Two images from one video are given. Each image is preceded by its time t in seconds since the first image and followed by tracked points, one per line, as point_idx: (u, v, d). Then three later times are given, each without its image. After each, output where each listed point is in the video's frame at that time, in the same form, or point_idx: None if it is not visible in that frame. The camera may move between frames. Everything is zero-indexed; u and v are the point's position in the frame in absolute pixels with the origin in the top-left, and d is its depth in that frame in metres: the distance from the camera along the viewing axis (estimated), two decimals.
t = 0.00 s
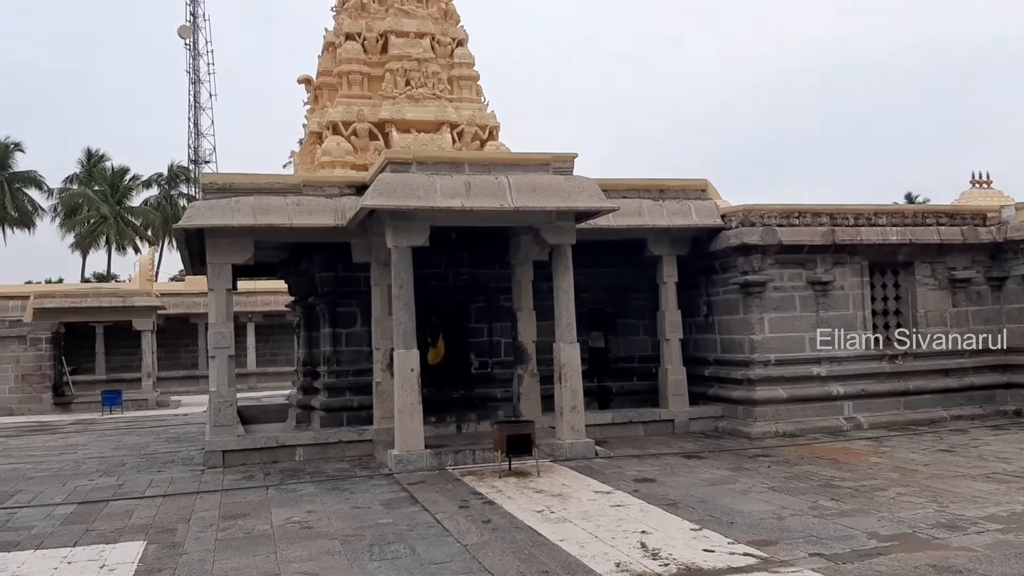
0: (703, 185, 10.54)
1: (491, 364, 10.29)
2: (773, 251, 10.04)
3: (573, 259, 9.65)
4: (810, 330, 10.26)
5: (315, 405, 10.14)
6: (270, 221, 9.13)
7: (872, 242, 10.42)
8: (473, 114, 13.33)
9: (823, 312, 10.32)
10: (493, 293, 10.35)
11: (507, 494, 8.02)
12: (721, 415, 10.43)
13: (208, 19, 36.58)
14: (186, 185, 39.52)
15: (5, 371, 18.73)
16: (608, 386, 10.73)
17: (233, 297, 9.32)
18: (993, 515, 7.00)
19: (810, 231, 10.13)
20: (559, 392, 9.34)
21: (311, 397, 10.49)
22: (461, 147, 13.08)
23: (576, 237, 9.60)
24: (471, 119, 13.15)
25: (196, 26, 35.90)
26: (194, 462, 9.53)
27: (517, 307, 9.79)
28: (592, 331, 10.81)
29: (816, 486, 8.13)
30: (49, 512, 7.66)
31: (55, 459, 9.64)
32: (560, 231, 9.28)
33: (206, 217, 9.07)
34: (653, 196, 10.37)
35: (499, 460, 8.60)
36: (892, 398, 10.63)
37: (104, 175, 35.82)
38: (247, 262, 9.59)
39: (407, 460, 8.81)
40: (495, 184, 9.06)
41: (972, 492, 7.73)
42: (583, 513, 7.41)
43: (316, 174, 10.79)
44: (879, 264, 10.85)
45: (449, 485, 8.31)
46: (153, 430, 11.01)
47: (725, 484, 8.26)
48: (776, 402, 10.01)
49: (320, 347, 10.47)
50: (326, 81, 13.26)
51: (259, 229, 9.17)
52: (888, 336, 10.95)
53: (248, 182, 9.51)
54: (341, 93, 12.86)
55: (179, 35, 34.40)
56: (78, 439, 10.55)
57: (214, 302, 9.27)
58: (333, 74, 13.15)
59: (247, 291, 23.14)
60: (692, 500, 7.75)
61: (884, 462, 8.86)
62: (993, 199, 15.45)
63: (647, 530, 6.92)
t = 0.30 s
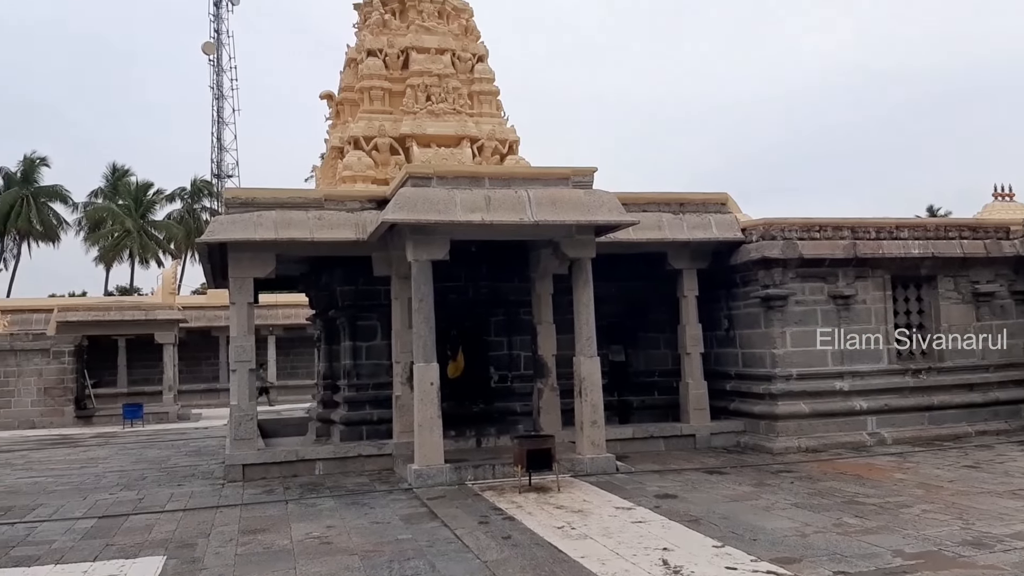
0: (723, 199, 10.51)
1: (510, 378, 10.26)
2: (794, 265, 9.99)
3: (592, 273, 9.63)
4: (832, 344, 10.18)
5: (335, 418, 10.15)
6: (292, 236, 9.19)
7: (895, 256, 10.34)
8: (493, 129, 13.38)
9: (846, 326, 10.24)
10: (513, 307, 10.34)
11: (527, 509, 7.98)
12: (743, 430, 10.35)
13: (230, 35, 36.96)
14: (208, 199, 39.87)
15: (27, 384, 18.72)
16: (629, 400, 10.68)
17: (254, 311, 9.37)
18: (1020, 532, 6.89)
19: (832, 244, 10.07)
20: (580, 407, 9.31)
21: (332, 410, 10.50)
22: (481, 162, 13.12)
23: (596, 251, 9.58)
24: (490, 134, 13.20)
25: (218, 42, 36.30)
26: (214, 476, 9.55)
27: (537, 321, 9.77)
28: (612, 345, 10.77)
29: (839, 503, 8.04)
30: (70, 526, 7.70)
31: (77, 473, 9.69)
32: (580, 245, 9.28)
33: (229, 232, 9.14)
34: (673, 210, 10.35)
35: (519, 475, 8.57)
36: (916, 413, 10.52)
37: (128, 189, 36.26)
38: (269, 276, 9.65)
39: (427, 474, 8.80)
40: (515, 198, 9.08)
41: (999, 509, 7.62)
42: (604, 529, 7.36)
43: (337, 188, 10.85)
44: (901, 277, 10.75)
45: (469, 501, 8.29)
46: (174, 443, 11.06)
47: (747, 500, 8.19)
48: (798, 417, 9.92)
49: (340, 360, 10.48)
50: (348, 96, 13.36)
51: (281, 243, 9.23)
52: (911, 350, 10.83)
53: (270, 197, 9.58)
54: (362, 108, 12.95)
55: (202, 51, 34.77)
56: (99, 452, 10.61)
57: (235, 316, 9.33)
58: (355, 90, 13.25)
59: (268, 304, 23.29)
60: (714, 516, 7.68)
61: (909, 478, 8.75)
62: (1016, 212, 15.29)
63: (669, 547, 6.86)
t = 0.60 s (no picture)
0: (742, 218, 10.50)
1: (528, 397, 10.24)
2: (813, 284, 9.95)
3: (611, 292, 9.63)
4: (852, 364, 10.10)
5: (353, 437, 10.15)
6: (312, 255, 9.26)
7: (914, 275, 10.28)
8: (511, 149, 13.43)
9: (866, 346, 10.16)
10: (531, 326, 10.34)
11: (545, 530, 7.94)
12: (763, 450, 10.27)
13: (250, 57, 37.41)
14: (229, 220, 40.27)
15: (49, 403, 18.86)
16: (648, 420, 10.63)
17: (274, 330, 9.42)
18: None
19: (851, 264, 10.04)
20: (598, 427, 9.28)
21: (350, 429, 10.50)
22: (499, 181, 13.17)
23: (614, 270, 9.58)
24: (508, 154, 13.25)
25: (239, 63, 36.74)
26: (233, 495, 9.57)
27: (555, 340, 9.76)
28: (631, 364, 10.74)
29: (861, 524, 7.95)
30: (90, 545, 7.73)
31: (97, 491, 9.73)
32: (598, 264, 9.28)
33: (249, 252, 9.22)
34: (692, 229, 10.35)
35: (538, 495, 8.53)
36: (938, 433, 10.41)
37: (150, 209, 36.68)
38: (289, 296, 9.71)
39: (445, 494, 8.78)
40: (533, 218, 9.10)
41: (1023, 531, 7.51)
42: (624, 551, 7.31)
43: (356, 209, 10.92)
44: (921, 296, 10.68)
45: (487, 521, 8.25)
46: (194, 462, 11.09)
47: (767, 521, 8.11)
48: (819, 437, 9.84)
49: (358, 379, 10.50)
50: (367, 117, 13.46)
51: (301, 262, 9.30)
52: (932, 369, 10.73)
53: (290, 217, 9.67)
54: (382, 129, 13.04)
55: (223, 72, 35.21)
56: (119, 471, 10.65)
57: (255, 335, 9.39)
58: (374, 111, 13.36)
59: (288, 323, 23.41)
60: (734, 538, 7.62)
61: (931, 499, 8.65)
62: None
63: (689, 569, 6.80)
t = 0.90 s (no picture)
0: (758, 238, 10.50)
1: (545, 418, 10.22)
2: (830, 304, 9.91)
3: (627, 312, 9.62)
4: (870, 385, 10.04)
5: (369, 458, 10.16)
6: (329, 276, 9.31)
7: (932, 295, 10.23)
8: (527, 170, 13.50)
9: (884, 366, 10.10)
10: (547, 346, 10.34)
11: (562, 552, 7.90)
12: (781, 472, 10.21)
13: (268, 79, 37.78)
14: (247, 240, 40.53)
15: (68, 423, 18.85)
16: (665, 441, 10.58)
17: (291, 350, 9.46)
18: None
19: (868, 284, 10.01)
20: (615, 448, 9.24)
21: (366, 450, 10.51)
22: (514, 202, 13.25)
23: (630, 290, 9.58)
24: (524, 175, 13.32)
25: (257, 85, 37.11)
26: (249, 515, 9.57)
27: (572, 361, 9.75)
28: (647, 385, 10.71)
29: (881, 547, 7.86)
30: (107, 566, 7.74)
31: (113, 512, 9.75)
32: (614, 284, 9.29)
33: (267, 272, 9.29)
34: (708, 249, 10.35)
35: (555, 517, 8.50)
36: (958, 455, 10.32)
37: (169, 230, 37.07)
38: (306, 316, 9.75)
39: (462, 516, 8.75)
40: (549, 238, 9.13)
41: None
42: (642, 574, 7.25)
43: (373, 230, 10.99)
44: (939, 316, 10.62)
45: (503, 543, 8.21)
46: (210, 483, 11.12)
47: (787, 544, 8.03)
48: (837, 459, 9.78)
49: (375, 400, 10.51)
50: (384, 139, 13.57)
51: (318, 283, 9.35)
52: (950, 390, 10.64)
53: (307, 237, 9.73)
54: (398, 151, 13.15)
55: (241, 94, 35.55)
56: (136, 491, 10.68)
57: (272, 355, 9.43)
58: (391, 133, 13.47)
59: (305, 343, 23.52)
60: (753, 561, 7.54)
61: (952, 522, 8.55)
62: None
63: None
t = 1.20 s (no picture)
0: (772, 258, 10.50)
1: (559, 438, 10.20)
2: (845, 324, 9.87)
3: (641, 332, 9.61)
4: (886, 405, 9.98)
5: (383, 479, 10.15)
6: (344, 297, 9.36)
7: (948, 315, 10.20)
8: (540, 191, 13.57)
9: (900, 387, 10.04)
10: (561, 367, 10.34)
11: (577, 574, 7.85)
12: (798, 493, 10.14)
13: (284, 100, 38.16)
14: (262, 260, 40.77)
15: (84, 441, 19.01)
16: (680, 462, 10.54)
17: (306, 371, 9.49)
18: None
19: (883, 304, 9.99)
20: (630, 470, 9.21)
21: (380, 470, 10.51)
22: (528, 223, 13.31)
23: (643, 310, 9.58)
24: (538, 196, 13.39)
25: (274, 107, 37.47)
26: (264, 536, 9.58)
27: (586, 381, 9.74)
28: (662, 406, 10.69)
29: (899, 569, 7.76)
30: None
31: (129, 532, 9.78)
32: (628, 304, 9.29)
33: (283, 293, 9.35)
34: (722, 270, 10.36)
35: (569, 539, 8.46)
36: (976, 476, 10.24)
37: (185, 251, 37.41)
38: (321, 337, 9.79)
39: (476, 537, 8.72)
40: (563, 258, 9.16)
41: None
42: None
43: (388, 251, 11.06)
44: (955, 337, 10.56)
45: (518, 565, 8.17)
46: (225, 503, 11.13)
47: (803, 566, 7.95)
48: (854, 480, 9.71)
49: (389, 420, 10.52)
50: (399, 160, 13.67)
51: (333, 304, 9.40)
52: (967, 411, 10.55)
53: (323, 259, 9.80)
54: (413, 172, 13.24)
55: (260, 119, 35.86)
56: (151, 511, 10.71)
57: (287, 376, 9.46)
58: (406, 155, 13.57)
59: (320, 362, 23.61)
60: None
61: (970, 544, 8.45)
62: None
63: None
